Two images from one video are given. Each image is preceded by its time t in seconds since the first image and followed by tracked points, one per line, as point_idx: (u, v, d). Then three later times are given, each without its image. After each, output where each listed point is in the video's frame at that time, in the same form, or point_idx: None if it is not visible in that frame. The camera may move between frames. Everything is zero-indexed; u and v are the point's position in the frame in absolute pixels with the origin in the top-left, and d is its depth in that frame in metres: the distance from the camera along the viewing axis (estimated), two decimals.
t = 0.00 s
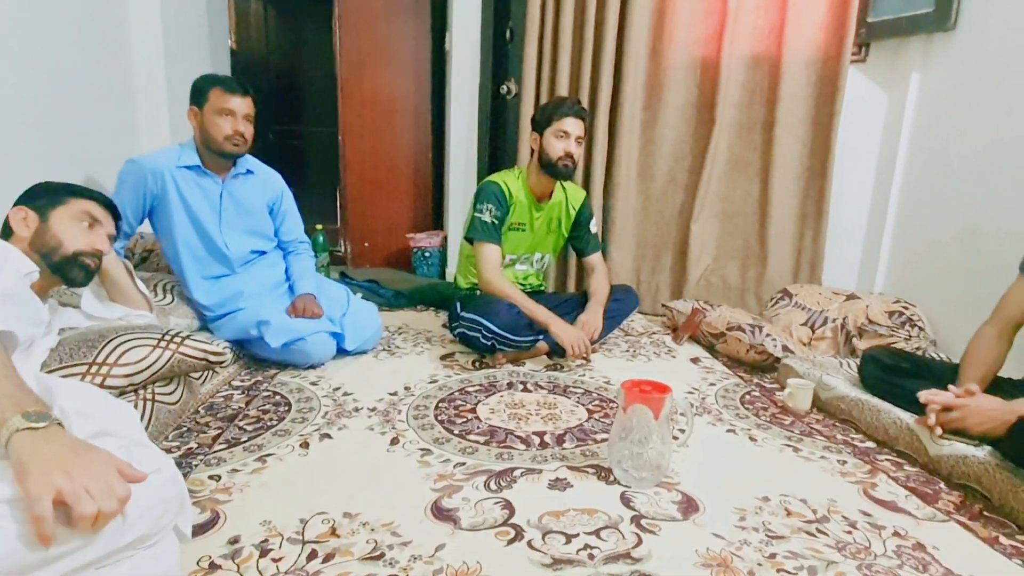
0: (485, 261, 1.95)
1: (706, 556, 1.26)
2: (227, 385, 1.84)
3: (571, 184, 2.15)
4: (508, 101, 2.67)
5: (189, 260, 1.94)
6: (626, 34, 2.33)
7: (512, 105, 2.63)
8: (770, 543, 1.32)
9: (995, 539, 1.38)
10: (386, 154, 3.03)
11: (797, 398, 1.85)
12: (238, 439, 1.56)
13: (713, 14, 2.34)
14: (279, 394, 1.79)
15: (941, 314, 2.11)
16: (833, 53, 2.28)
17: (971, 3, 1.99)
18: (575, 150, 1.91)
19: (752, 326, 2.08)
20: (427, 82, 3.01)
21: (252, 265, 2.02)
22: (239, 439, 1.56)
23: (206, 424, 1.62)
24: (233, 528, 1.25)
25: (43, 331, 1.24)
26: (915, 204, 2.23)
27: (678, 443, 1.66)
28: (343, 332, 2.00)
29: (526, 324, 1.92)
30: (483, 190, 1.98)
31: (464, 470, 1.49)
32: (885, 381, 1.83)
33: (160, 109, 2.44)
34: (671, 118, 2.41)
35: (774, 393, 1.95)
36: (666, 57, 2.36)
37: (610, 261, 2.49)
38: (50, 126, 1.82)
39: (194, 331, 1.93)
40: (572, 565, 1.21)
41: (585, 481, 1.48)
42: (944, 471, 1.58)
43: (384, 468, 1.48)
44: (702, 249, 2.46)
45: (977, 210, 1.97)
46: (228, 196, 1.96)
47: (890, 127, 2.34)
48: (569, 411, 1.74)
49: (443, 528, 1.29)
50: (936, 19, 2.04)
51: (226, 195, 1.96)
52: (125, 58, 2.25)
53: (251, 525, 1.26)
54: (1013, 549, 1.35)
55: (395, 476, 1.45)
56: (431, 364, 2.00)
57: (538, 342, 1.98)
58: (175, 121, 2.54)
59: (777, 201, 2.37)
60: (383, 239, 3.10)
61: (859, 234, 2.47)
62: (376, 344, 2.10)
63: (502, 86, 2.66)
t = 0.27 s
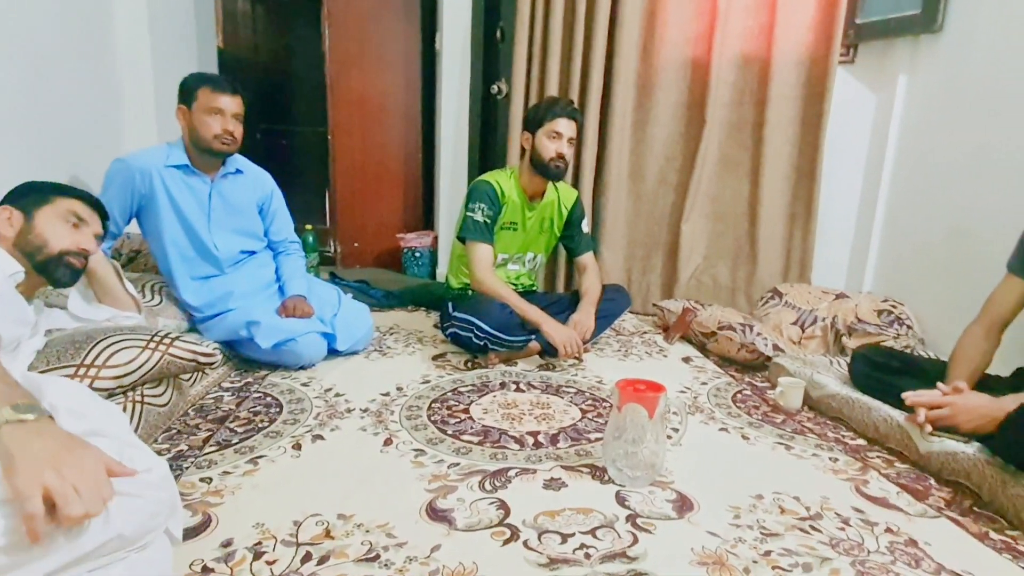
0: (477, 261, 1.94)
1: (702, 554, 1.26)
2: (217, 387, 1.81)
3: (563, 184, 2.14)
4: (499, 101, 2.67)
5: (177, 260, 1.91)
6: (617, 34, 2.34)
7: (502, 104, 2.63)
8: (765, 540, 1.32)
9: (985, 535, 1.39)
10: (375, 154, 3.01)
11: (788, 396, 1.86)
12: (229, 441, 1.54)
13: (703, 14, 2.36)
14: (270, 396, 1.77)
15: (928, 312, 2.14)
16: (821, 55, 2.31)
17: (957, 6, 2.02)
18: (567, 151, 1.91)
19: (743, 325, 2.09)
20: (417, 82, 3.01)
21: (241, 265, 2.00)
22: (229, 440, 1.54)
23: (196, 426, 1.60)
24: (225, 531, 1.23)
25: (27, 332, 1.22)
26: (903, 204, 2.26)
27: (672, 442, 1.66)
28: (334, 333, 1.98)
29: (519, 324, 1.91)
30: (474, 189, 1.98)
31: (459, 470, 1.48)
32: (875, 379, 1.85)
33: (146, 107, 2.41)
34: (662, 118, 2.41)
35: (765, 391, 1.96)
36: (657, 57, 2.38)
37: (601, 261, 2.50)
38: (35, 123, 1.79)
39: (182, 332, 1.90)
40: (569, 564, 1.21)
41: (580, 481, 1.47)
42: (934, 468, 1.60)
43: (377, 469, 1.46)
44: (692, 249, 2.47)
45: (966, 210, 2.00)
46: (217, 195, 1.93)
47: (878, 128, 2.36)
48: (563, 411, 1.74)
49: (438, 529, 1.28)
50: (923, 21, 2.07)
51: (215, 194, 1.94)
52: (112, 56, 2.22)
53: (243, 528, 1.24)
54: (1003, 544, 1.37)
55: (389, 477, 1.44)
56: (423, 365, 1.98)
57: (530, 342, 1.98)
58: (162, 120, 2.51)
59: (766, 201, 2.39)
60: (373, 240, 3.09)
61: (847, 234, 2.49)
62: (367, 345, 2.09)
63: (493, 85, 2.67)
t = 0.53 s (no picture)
0: (457, 261, 1.94)
1: (682, 551, 1.27)
2: (192, 389, 1.78)
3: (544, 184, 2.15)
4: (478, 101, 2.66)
5: (149, 261, 1.88)
6: (595, 35, 2.35)
7: (481, 104, 2.63)
8: (744, 536, 1.34)
9: (957, 527, 1.42)
10: (353, 154, 2.99)
11: (766, 394, 1.88)
12: (204, 444, 1.52)
13: (680, 16, 2.38)
14: (246, 398, 1.74)
15: (900, 310, 2.18)
16: (796, 57, 2.34)
17: (928, 10, 2.06)
18: (546, 157, 1.91)
19: (722, 324, 2.11)
20: (395, 81, 2.99)
21: (216, 266, 1.97)
22: (205, 444, 1.52)
23: (170, 430, 1.57)
24: (201, 537, 1.21)
25: None
26: (876, 204, 2.30)
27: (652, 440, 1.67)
28: (312, 334, 1.96)
29: (500, 324, 1.92)
30: (454, 189, 1.97)
31: (439, 471, 1.48)
32: (850, 376, 1.87)
33: (118, 105, 2.37)
34: (641, 119, 2.43)
35: (743, 389, 1.98)
36: (635, 58, 2.39)
37: (581, 260, 2.50)
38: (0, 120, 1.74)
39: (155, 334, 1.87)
40: (550, 564, 1.21)
41: (561, 480, 1.48)
42: (908, 462, 1.63)
43: (357, 471, 1.45)
44: (671, 248, 2.49)
45: (937, 211, 2.04)
46: (190, 194, 1.90)
47: (852, 129, 2.40)
48: (543, 411, 1.74)
49: (420, 530, 1.27)
50: (895, 25, 2.12)
51: (188, 194, 1.91)
52: (79, 52, 2.17)
53: (220, 532, 1.22)
54: (974, 536, 1.40)
55: (370, 478, 1.43)
56: (403, 366, 1.97)
57: (510, 342, 1.98)
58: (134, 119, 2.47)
59: (743, 201, 2.41)
60: (352, 240, 3.06)
61: (822, 233, 2.53)
62: (346, 346, 2.07)
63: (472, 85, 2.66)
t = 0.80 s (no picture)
0: (430, 262, 1.92)
1: (658, 549, 1.28)
2: (156, 394, 1.73)
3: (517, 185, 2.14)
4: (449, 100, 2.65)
5: (110, 262, 1.82)
6: (566, 36, 2.35)
7: (452, 103, 2.61)
8: (718, 532, 1.35)
9: (922, 519, 1.46)
10: (323, 153, 2.95)
11: (736, 391, 1.91)
12: (170, 451, 1.47)
13: (650, 17, 2.40)
14: (213, 402, 1.70)
15: (865, 308, 2.24)
16: (763, 60, 2.38)
17: (889, 15, 2.11)
18: (520, 159, 1.90)
19: (693, 323, 2.14)
20: (365, 80, 2.95)
21: (180, 267, 1.92)
22: (170, 450, 1.47)
23: (133, 436, 1.52)
24: (167, 546, 1.17)
25: None
26: (841, 204, 2.35)
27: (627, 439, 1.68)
28: (281, 336, 1.92)
29: (473, 324, 1.91)
30: (427, 189, 1.96)
31: (414, 473, 1.46)
32: (817, 372, 1.91)
33: (75, 102, 2.30)
34: (611, 119, 2.44)
35: (714, 387, 2.00)
36: (606, 59, 2.40)
37: (553, 260, 2.51)
38: None
39: (116, 338, 1.80)
40: (527, 565, 1.20)
41: (537, 481, 1.47)
42: (874, 457, 1.66)
43: (329, 476, 1.42)
44: (643, 248, 2.51)
45: (899, 211, 2.10)
46: (153, 193, 1.85)
47: (817, 131, 2.45)
48: (518, 411, 1.73)
49: (394, 534, 1.25)
50: (857, 29, 2.17)
51: (151, 193, 1.86)
52: (32, 47, 2.10)
53: (187, 541, 1.19)
54: (938, 527, 1.43)
55: (343, 482, 1.40)
56: (375, 368, 1.94)
57: (484, 342, 1.97)
58: (91, 116, 2.39)
59: (713, 202, 2.44)
60: (321, 241, 3.02)
61: (789, 233, 2.57)
62: (316, 348, 2.04)
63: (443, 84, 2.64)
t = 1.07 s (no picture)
0: (406, 261, 1.91)
1: (641, 544, 1.28)
2: (125, 400, 1.68)
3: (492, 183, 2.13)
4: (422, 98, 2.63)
5: (74, 264, 1.76)
6: (540, 34, 2.35)
7: (425, 101, 2.59)
8: (699, 526, 1.36)
9: (895, 507, 1.49)
10: (294, 150, 2.93)
11: (713, 386, 1.94)
12: (141, 458, 1.43)
13: (623, 16, 2.41)
14: (186, 407, 1.66)
15: (835, 303, 2.28)
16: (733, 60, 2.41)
17: (855, 16, 2.16)
18: (495, 157, 1.89)
19: (669, 320, 2.16)
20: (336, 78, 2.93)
21: (148, 269, 1.86)
22: (142, 457, 1.43)
23: (103, 443, 1.48)
24: (142, 555, 1.14)
25: None
26: (810, 201, 2.39)
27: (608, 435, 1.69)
28: (255, 338, 1.88)
29: (451, 324, 1.89)
30: (402, 188, 1.94)
31: (395, 475, 1.44)
32: (791, 366, 1.94)
33: (34, 99, 2.22)
34: (586, 118, 2.45)
35: (691, 382, 2.02)
36: (580, 58, 2.41)
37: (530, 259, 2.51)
38: None
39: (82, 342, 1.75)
40: (512, 564, 1.20)
41: (519, 479, 1.46)
42: (848, 448, 1.70)
43: (309, 480, 1.40)
44: (618, 246, 2.52)
45: (866, 208, 2.15)
46: (118, 193, 1.80)
47: (786, 130, 2.50)
48: (498, 410, 1.72)
49: (377, 538, 1.24)
50: (824, 29, 2.21)
51: (116, 193, 1.80)
52: None
53: (163, 550, 1.15)
54: (910, 515, 1.47)
55: (322, 486, 1.38)
56: (352, 369, 1.92)
57: (462, 342, 1.96)
58: (51, 113, 2.31)
59: (686, 199, 2.47)
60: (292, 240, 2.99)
61: (761, 230, 2.61)
62: (291, 350, 2.00)
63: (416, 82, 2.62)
